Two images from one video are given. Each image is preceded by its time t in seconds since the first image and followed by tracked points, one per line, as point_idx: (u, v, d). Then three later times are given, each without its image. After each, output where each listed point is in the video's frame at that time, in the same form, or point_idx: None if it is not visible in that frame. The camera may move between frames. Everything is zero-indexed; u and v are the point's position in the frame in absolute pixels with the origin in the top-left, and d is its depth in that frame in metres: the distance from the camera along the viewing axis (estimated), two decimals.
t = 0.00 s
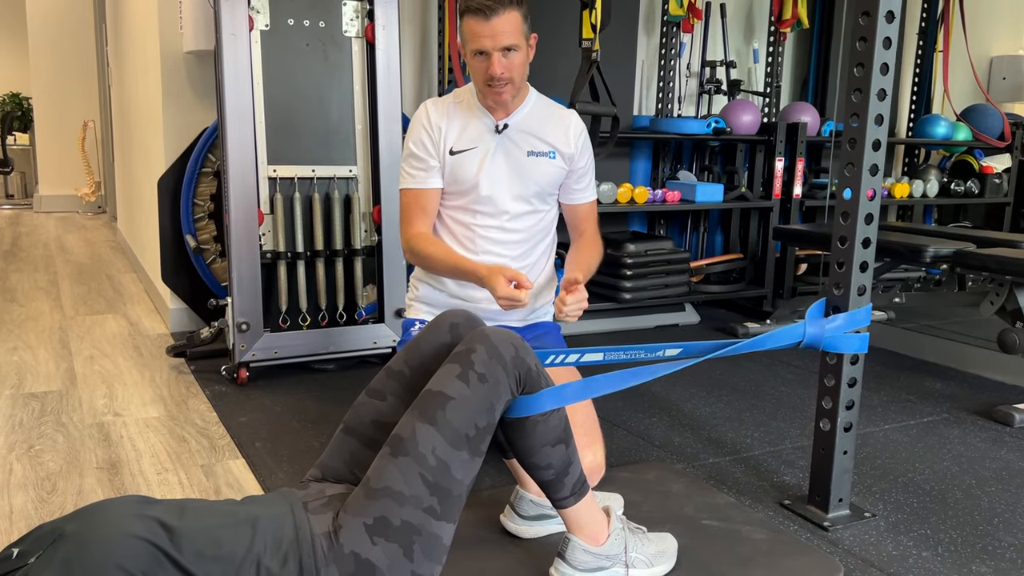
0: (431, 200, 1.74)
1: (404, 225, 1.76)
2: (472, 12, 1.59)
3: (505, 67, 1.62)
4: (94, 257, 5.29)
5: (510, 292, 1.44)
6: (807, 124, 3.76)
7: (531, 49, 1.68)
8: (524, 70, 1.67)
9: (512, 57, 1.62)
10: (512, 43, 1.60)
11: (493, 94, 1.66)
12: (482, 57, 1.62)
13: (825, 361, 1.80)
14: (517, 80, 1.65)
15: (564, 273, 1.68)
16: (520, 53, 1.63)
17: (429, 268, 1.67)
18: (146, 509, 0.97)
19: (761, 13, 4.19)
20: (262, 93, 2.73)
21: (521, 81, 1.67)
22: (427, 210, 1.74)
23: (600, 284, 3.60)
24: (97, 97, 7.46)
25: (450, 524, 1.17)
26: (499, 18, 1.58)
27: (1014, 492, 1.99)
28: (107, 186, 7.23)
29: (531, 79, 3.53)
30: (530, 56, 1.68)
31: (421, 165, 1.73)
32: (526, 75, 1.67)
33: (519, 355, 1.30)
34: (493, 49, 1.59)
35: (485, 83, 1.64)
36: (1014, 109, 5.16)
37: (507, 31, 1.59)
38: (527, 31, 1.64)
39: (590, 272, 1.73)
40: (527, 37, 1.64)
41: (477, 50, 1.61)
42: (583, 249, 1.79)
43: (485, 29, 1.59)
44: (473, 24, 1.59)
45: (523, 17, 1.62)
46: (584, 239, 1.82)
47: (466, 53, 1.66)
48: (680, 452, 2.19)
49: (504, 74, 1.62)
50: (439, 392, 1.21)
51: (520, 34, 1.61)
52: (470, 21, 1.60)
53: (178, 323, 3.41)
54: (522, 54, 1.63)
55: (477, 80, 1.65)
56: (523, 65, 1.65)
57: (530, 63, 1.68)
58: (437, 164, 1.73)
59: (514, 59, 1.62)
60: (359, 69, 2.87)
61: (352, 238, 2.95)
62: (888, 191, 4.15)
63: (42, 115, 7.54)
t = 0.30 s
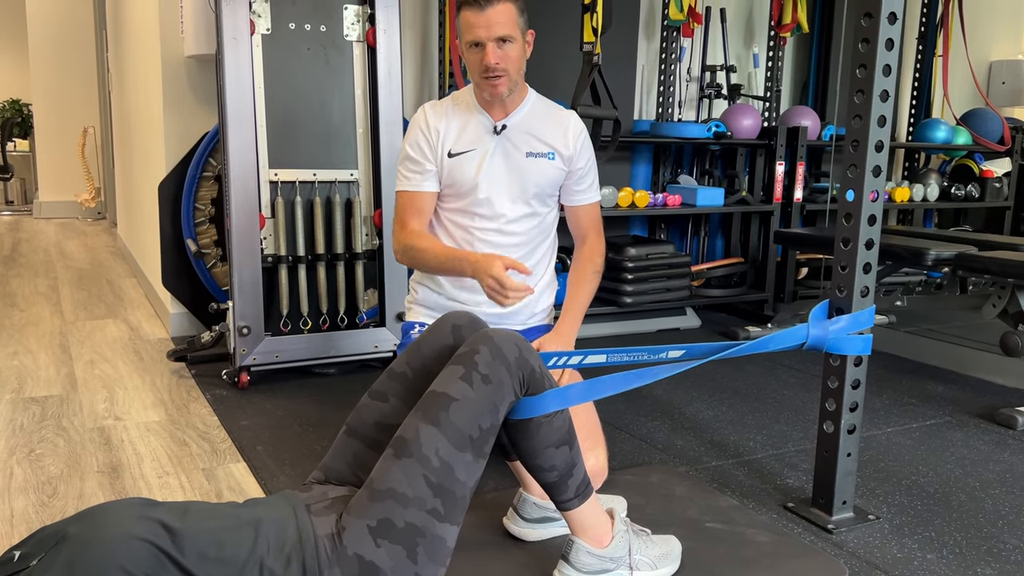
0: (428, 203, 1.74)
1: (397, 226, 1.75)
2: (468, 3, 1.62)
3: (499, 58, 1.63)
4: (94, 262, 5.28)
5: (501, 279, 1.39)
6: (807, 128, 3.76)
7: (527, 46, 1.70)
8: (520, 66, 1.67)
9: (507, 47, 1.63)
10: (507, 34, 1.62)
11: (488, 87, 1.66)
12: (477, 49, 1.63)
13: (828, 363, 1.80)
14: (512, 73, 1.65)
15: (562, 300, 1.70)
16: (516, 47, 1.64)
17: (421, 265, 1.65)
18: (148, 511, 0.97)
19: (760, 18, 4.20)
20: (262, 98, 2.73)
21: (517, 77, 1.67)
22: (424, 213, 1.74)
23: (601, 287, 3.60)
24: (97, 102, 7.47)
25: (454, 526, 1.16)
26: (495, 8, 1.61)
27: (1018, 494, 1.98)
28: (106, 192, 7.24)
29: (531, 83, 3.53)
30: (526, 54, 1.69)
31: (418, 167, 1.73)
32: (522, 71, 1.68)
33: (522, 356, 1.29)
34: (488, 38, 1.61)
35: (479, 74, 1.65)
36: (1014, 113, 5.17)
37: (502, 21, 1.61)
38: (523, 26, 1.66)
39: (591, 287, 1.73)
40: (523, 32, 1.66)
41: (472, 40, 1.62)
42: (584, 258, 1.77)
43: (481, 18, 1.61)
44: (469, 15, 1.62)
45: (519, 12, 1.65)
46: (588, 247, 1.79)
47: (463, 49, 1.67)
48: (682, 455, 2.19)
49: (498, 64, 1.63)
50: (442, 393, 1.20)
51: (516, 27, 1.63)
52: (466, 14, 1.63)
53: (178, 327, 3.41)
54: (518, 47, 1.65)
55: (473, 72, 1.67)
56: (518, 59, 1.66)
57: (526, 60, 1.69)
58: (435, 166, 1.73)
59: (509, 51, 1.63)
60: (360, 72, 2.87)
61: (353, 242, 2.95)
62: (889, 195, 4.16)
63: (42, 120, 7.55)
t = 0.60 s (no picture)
0: (424, 209, 1.75)
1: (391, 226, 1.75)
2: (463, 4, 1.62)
3: (492, 59, 1.63)
4: (94, 268, 5.28)
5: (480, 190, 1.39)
6: (807, 133, 3.77)
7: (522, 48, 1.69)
8: (514, 67, 1.67)
9: (501, 48, 1.63)
10: (501, 35, 1.62)
11: (482, 89, 1.66)
12: (472, 50, 1.63)
13: (832, 367, 1.79)
14: (506, 74, 1.66)
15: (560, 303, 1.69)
16: (510, 48, 1.64)
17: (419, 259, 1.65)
18: (151, 516, 0.96)
19: (760, 23, 4.21)
20: (263, 104, 2.73)
21: (511, 78, 1.67)
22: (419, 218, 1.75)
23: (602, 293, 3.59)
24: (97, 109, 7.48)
25: (457, 530, 1.15)
26: (490, 9, 1.61)
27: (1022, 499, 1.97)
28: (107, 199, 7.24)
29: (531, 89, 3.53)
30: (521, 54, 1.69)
31: (415, 171, 1.75)
32: (517, 72, 1.68)
33: (525, 359, 1.28)
34: (483, 39, 1.61)
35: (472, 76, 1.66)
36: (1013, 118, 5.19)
37: (496, 22, 1.61)
38: (518, 27, 1.66)
39: (590, 293, 1.72)
40: (518, 33, 1.66)
41: (467, 41, 1.62)
42: (584, 261, 1.75)
43: (475, 19, 1.61)
44: (465, 16, 1.62)
45: (514, 12, 1.65)
46: (588, 250, 1.77)
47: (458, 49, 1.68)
48: (685, 460, 2.18)
49: (492, 66, 1.63)
50: (446, 396, 1.19)
51: (511, 28, 1.63)
52: (462, 14, 1.63)
53: (179, 333, 3.41)
54: (513, 48, 1.65)
55: (468, 72, 1.67)
56: (513, 60, 1.66)
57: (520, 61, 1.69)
58: (433, 169, 1.75)
59: (504, 52, 1.63)
60: (361, 77, 2.88)
61: (354, 247, 2.95)
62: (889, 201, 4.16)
63: (42, 127, 7.55)
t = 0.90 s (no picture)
0: (422, 220, 1.76)
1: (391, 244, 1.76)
2: (474, 16, 1.62)
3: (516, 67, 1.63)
4: (94, 275, 5.28)
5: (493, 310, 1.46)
6: (807, 139, 3.77)
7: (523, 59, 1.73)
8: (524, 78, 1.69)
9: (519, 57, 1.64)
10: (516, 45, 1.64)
11: (505, 98, 1.65)
12: (493, 61, 1.62)
13: (833, 370, 1.79)
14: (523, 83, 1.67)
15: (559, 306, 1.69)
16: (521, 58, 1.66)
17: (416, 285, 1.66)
18: (152, 520, 0.95)
19: (759, 29, 4.22)
20: (264, 109, 2.73)
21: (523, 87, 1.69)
22: (416, 231, 1.76)
23: (602, 298, 3.58)
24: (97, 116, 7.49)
25: (460, 533, 1.14)
26: (503, 20, 1.63)
27: None
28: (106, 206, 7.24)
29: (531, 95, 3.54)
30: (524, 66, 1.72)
31: (412, 185, 1.74)
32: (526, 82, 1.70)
33: (527, 362, 1.28)
34: (504, 49, 1.61)
35: (498, 86, 1.63)
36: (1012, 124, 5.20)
37: (511, 32, 1.63)
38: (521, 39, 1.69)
39: (589, 294, 1.71)
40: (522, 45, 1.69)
41: (488, 52, 1.61)
42: (581, 262, 1.74)
43: (492, 30, 1.62)
44: (477, 27, 1.62)
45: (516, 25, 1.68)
46: (585, 251, 1.76)
47: (469, 64, 1.65)
48: (687, 464, 2.18)
49: (516, 74, 1.63)
50: (448, 399, 1.19)
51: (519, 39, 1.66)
52: (473, 26, 1.62)
53: (179, 339, 3.40)
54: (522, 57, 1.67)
55: (485, 85, 1.64)
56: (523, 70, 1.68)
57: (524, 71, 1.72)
58: (429, 182, 1.75)
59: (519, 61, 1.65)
60: (362, 82, 2.88)
61: (355, 252, 2.95)
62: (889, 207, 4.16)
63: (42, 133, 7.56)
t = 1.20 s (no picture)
0: (417, 227, 1.78)
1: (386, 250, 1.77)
2: (454, 12, 1.63)
3: (491, 63, 1.63)
4: (93, 281, 5.28)
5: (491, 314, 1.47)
6: (805, 144, 3.77)
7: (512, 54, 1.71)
8: (509, 73, 1.68)
9: (497, 52, 1.64)
10: (496, 40, 1.63)
11: (481, 95, 1.65)
12: (468, 57, 1.63)
13: (832, 374, 1.79)
14: (503, 77, 1.66)
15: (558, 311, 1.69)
16: (504, 54, 1.66)
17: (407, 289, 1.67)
18: (151, 524, 0.95)
19: (757, 36, 4.24)
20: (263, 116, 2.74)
21: (507, 83, 1.68)
22: (412, 236, 1.77)
23: (601, 304, 3.59)
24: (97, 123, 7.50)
25: (460, 537, 1.14)
26: (481, 16, 1.63)
27: None
28: (105, 212, 7.23)
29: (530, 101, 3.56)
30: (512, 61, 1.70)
31: (407, 191, 1.75)
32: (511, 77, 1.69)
33: (527, 365, 1.28)
34: (480, 45, 1.62)
35: (472, 82, 1.64)
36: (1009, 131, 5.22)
37: (490, 28, 1.63)
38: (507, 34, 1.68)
39: (587, 298, 1.71)
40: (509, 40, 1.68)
41: (462, 48, 1.63)
42: (579, 267, 1.75)
43: (468, 26, 1.63)
44: (457, 24, 1.63)
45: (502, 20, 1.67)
46: (582, 256, 1.77)
47: (451, 61, 1.67)
48: (686, 469, 2.18)
49: (491, 70, 1.63)
50: (447, 403, 1.19)
51: (503, 34, 1.65)
52: (454, 23, 1.64)
53: (178, 345, 3.40)
54: (506, 53, 1.66)
55: (464, 81, 1.66)
56: (508, 65, 1.67)
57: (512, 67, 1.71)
58: (424, 188, 1.75)
59: (500, 58, 1.64)
60: (361, 89, 2.89)
61: (354, 258, 2.95)
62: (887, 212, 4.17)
63: (41, 140, 7.56)
